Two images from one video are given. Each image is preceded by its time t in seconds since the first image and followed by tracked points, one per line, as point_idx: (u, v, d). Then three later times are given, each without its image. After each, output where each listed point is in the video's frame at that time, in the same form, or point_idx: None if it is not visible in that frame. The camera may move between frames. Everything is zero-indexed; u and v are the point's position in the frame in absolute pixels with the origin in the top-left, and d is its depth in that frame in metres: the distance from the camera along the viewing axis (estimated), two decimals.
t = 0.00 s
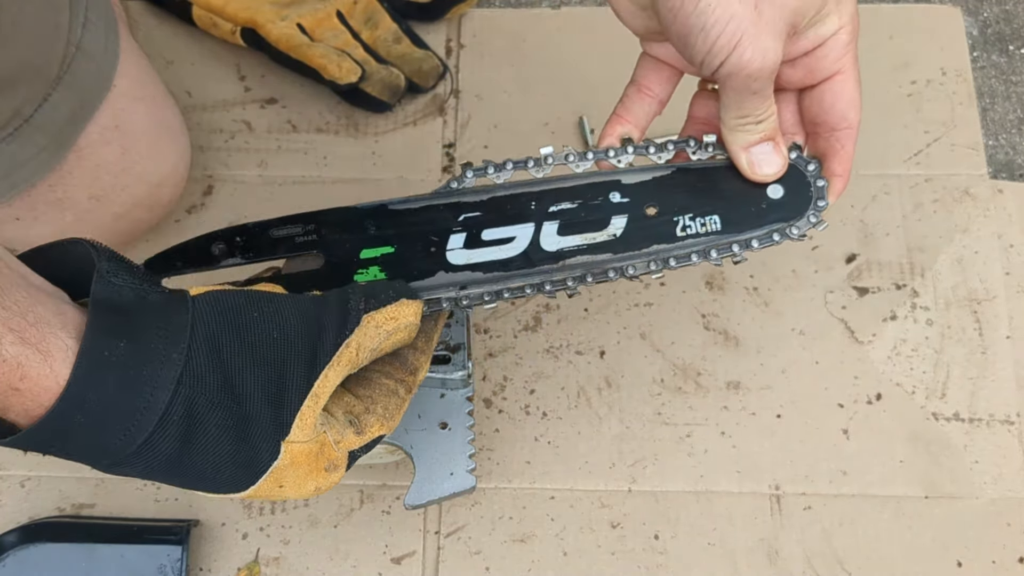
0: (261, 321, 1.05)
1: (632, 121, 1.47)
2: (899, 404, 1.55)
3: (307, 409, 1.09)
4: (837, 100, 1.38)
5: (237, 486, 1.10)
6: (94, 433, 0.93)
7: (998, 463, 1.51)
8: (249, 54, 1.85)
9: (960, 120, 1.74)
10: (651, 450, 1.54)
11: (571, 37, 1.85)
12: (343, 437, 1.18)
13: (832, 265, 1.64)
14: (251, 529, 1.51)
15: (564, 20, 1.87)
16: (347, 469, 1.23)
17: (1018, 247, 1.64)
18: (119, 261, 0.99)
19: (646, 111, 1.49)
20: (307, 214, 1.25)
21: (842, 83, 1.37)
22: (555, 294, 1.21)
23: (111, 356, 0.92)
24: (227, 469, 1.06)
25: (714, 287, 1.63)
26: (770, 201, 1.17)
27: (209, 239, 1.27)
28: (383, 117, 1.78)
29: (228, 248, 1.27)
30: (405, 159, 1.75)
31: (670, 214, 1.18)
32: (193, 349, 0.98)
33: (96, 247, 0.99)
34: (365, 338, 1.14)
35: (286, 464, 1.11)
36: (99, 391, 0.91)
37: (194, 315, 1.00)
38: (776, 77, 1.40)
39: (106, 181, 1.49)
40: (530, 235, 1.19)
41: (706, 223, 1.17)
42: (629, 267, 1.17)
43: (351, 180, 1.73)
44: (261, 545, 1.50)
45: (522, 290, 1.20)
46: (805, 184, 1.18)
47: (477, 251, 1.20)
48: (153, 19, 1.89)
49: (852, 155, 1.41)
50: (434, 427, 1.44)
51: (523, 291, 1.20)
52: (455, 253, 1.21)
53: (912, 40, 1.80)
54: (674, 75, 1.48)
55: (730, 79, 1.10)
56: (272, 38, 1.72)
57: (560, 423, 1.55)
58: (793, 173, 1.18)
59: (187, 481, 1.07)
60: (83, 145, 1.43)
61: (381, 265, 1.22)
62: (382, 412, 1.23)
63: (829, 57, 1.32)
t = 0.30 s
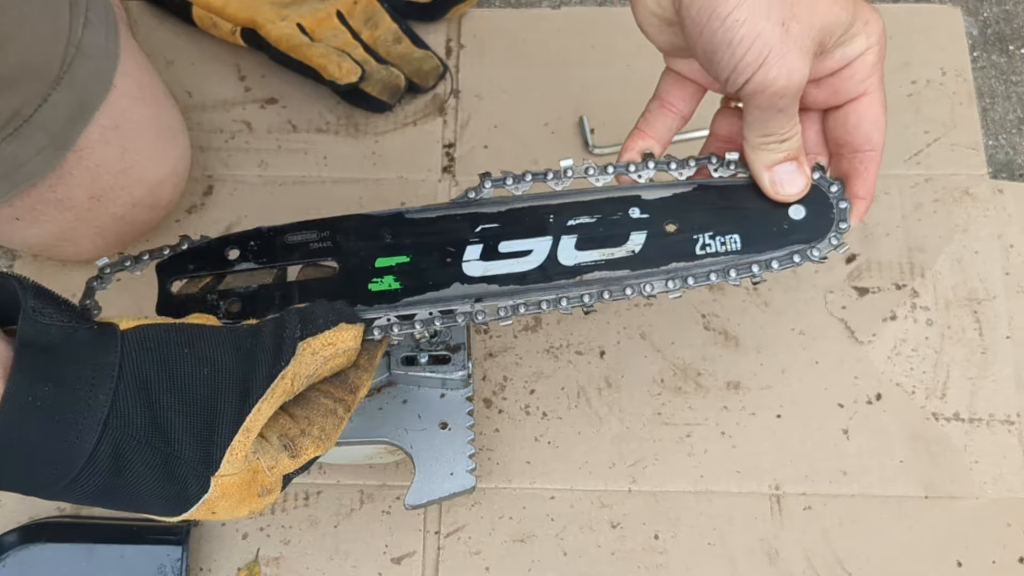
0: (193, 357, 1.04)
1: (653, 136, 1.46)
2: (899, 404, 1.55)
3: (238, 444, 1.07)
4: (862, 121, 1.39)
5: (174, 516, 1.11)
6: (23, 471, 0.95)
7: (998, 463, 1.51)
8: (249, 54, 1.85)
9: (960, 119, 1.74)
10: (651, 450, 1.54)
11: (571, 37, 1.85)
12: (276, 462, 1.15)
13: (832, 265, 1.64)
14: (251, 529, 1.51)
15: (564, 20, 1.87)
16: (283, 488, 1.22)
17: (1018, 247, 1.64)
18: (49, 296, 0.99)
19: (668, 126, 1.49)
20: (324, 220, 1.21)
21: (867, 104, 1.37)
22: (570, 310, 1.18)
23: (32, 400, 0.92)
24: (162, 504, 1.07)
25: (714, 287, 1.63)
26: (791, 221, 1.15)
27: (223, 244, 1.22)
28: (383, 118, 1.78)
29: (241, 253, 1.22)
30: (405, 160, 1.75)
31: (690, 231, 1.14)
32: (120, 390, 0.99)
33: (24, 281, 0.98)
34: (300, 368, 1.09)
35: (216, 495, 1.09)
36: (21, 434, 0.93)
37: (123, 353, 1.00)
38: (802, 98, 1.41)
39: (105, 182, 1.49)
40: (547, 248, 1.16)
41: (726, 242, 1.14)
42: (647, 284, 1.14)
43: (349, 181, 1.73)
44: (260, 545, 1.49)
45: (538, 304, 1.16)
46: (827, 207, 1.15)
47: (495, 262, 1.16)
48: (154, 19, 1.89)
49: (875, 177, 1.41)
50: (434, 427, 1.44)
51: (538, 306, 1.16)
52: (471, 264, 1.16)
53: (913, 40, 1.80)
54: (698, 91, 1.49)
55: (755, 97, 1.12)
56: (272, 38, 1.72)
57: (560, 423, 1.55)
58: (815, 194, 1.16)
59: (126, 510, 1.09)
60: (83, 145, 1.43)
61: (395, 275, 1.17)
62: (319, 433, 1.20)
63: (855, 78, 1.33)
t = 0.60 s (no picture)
0: (187, 367, 1.04)
1: (662, 147, 1.46)
2: (899, 404, 1.55)
3: (232, 453, 1.07)
4: (872, 136, 1.38)
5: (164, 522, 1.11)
6: (14, 477, 0.95)
7: (998, 463, 1.51)
8: (249, 54, 1.84)
9: (960, 119, 1.74)
10: (651, 450, 1.54)
11: (571, 37, 1.85)
12: (268, 468, 1.15)
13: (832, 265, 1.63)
14: (251, 529, 1.50)
15: (564, 20, 1.87)
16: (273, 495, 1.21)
17: (1018, 248, 1.64)
18: (43, 301, 0.97)
19: (677, 138, 1.48)
20: (328, 227, 1.20)
21: (878, 118, 1.37)
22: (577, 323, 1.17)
23: (25, 410, 0.92)
24: (152, 510, 1.07)
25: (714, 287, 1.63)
26: (800, 235, 1.15)
27: (225, 250, 1.21)
28: (383, 117, 1.78)
29: (244, 259, 1.21)
30: (405, 160, 1.75)
31: (698, 244, 1.14)
32: (114, 399, 0.98)
33: (18, 286, 0.96)
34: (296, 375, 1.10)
35: (208, 501, 1.10)
36: (12, 442, 0.92)
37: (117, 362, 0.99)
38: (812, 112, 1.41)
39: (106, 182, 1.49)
40: (554, 258, 1.16)
41: (734, 255, 1.14)
42: (655, 297, 1.13)
43: (349, 180, 1.73)
44: (260, 545, 1.49)
45: (545, 317, 1.15)
46: (836, 222, 1.15)
47: (502, 272, 1.16)
48: (154, 19, 1.89)
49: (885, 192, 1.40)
50: (434, 427, 1.44)
51: (546, 318, 1.15)
52: (477, 274, 1.16)
53: (913, 41, 1.80)
54: (707, 102, 1.48)
55: (766, 110, 1.10)
56: (272, 38, 1.72)
57: (560, 423, 1.55)
58: (824, 210, 1.16)
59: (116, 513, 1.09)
60: (83, 146, 1.42)
61: (400, 284, 1.17)
62: (313, 438, 1.20)
63: (867, 91, 1.33)
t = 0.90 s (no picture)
0: (177, 368, 1.02)
1: (668, 155, 1.45)
2: (899, 404, 1.55)
3: (220, 459, 1.03)
4: (879, 147, 1.38)
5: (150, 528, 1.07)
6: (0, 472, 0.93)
7: (998, 463, 1.51)
8: (249, 54, 1.84)
9: (960, 119, 1.74)
10: (651, 450, 1.54)
11: (571, 37, 1.85)
12: (259, 480, 1.12)
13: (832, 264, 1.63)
14: (251, 529, 1.50)
15: (564, 20, 1.87)
16: (261, 509, 1.17)
17: (1018, 247, 1.64)
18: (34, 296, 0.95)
19: (683, 147, 1.48)
20: (333, 238, 1.20)
21: (884, 129, 1.37)
22: (585, 335, 1.17)
23: (14, 404, 0.91)
24: (139, 515, 1.03)
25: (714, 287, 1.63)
26: (807, 245, 1.14)
27: (229, 262, 1.21)
28: (383, 117, 1.78)
29: (249, 271, 1.20)
30: (405, 159, 1.75)
31: (705, 254, 1.14)
32: (100, 397, 0.96)
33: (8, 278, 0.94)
34: (289, 383, 1.07)
35: (195, 509, 1.05)
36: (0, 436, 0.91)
37: (106, 360, 0.97)
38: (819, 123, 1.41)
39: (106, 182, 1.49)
40: (560, 268, 1.15)
41: (741, 265, 1.14)
42: (662, 308, 1.13)
43: (349, 181, 1.73)
44: (261, 545, 1.49)
45: (553, 327, 1.15)
46: (843, 231, 1.15)
47: (508, 283, 1.15)
48: (154, 19, 1.89)
49: (892, 204, 1.40)
50: (434, 427, 1.44)
51: (553, 329, 1.15)
52: (483, 284, 1.15)
53: (914, 41, 1.80)
54: (713, 111, 1.48)
55: (775, 119, 1.10)
56: (272, 38, 1.72)
57: (560, 423, 1.55)
58: (831, 219, 1.15)
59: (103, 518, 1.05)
60: (84, 146, 1.42)
61: (406, 295, 1.16)
62: (305, 452, 1.17)
63: (874, 102, 1.33)
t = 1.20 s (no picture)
0: (166, 351, 1.02)
1: (670, 158, 1.45)
2: (899, 404, 1.55)
3: (197, 449, 1.04)
4: (882, 150, 1.38)
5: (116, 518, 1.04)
6: None
7: (998, 463, 1.51)
8: (249, 54, 1.85)
9: (960, 119, 1.74)
10: (651, 450, 1.54)
11: (571, 37, 1.85)
12: (233, 491, 1.12)
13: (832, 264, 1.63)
14: (251, 529, 1.50)
15: (564, 20, 1.87)
16: (231, 526, 1.16)
17: (1018, 248, 1.64)
18: (34, 268, 0.97)
19: (685, 149, 1.48)
20: (335, 243, 1.20)
21: (888, 131, 1.37)
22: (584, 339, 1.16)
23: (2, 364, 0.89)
24: (104, 498, 1.00)
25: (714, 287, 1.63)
26: (808, 248, 1.14)
27: (233, 265, 1.23)
28: (383, 117, 1.78)
29: (252, 275, 1.22)
30: (405, 159, 1.75)
31: (706, 257, 1.14)
32: (87, 370, 0.95)
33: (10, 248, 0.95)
34: (273, 381, 1.10)
35: (165, 502, 1.04)
36: None
37: (99, 336, 0.97)
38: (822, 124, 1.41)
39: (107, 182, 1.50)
40: (560, 272, 1.15)
41: (742, 268, 1.14)
42: (663, 312, 1.13)
43: (349, 180, 1.73)
44: (261, 545, 1.49)
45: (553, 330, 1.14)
46: (843, 233, 1.15)
47: (508, 288, 1.16)
48: (154, 19, 1.89)
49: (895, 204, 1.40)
50: (434, 427, 1.44)
51: (552, 332, 1.15)
52: (484, 288, 1.16)
53: (914, 41, 1.80)
54: (716, 114, 1.48)
55: (776, 122, 1.09)
56: (272, 38, 1.71)
57: (560, 423, 1.55)
58: (831, 221, 1.15)
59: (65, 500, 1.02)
60: (85, 146, 1.42)
61: (407, 300, 1.16)
62: (283, 476, 1.18)
63: (877, 105, 1.33)
